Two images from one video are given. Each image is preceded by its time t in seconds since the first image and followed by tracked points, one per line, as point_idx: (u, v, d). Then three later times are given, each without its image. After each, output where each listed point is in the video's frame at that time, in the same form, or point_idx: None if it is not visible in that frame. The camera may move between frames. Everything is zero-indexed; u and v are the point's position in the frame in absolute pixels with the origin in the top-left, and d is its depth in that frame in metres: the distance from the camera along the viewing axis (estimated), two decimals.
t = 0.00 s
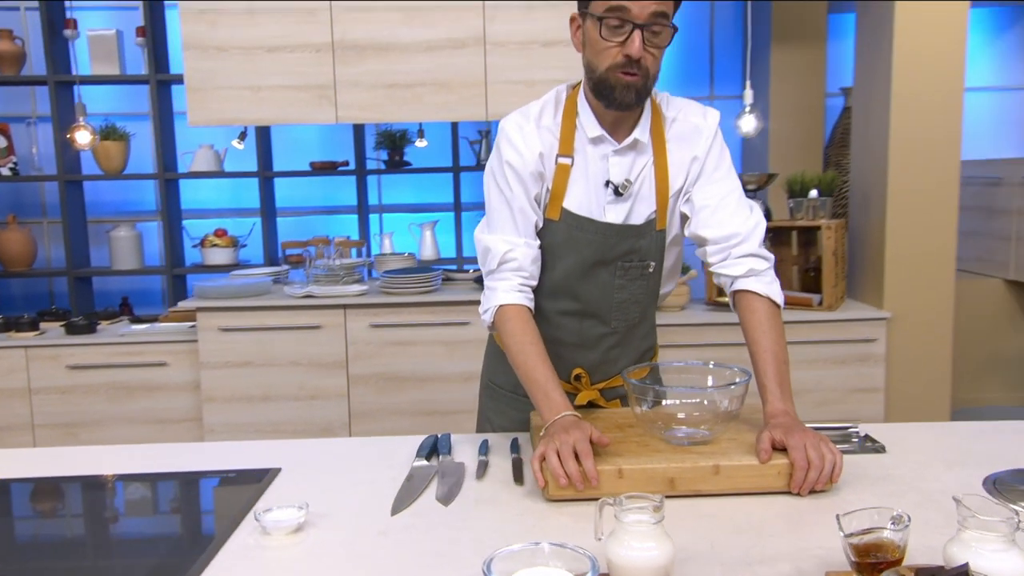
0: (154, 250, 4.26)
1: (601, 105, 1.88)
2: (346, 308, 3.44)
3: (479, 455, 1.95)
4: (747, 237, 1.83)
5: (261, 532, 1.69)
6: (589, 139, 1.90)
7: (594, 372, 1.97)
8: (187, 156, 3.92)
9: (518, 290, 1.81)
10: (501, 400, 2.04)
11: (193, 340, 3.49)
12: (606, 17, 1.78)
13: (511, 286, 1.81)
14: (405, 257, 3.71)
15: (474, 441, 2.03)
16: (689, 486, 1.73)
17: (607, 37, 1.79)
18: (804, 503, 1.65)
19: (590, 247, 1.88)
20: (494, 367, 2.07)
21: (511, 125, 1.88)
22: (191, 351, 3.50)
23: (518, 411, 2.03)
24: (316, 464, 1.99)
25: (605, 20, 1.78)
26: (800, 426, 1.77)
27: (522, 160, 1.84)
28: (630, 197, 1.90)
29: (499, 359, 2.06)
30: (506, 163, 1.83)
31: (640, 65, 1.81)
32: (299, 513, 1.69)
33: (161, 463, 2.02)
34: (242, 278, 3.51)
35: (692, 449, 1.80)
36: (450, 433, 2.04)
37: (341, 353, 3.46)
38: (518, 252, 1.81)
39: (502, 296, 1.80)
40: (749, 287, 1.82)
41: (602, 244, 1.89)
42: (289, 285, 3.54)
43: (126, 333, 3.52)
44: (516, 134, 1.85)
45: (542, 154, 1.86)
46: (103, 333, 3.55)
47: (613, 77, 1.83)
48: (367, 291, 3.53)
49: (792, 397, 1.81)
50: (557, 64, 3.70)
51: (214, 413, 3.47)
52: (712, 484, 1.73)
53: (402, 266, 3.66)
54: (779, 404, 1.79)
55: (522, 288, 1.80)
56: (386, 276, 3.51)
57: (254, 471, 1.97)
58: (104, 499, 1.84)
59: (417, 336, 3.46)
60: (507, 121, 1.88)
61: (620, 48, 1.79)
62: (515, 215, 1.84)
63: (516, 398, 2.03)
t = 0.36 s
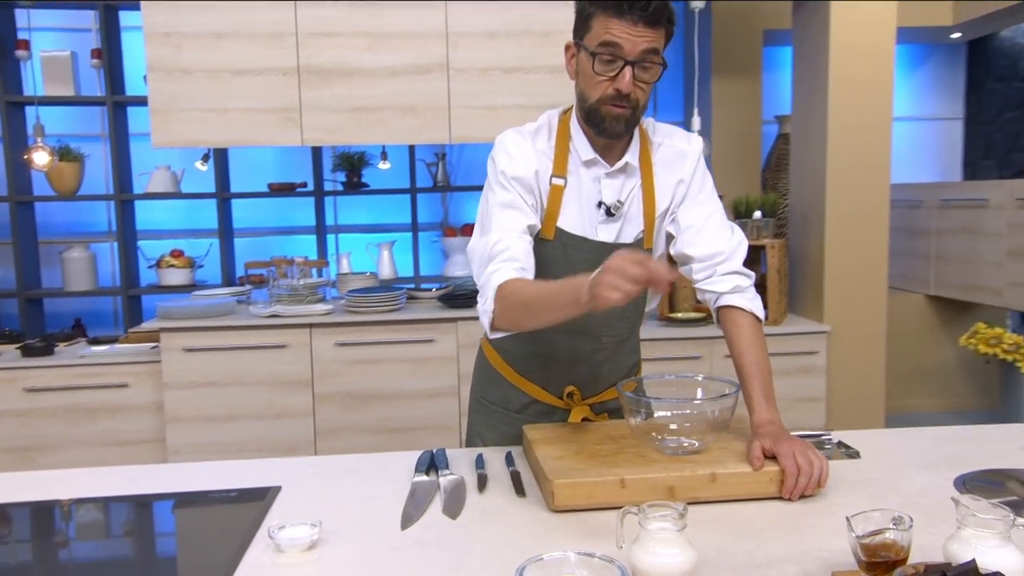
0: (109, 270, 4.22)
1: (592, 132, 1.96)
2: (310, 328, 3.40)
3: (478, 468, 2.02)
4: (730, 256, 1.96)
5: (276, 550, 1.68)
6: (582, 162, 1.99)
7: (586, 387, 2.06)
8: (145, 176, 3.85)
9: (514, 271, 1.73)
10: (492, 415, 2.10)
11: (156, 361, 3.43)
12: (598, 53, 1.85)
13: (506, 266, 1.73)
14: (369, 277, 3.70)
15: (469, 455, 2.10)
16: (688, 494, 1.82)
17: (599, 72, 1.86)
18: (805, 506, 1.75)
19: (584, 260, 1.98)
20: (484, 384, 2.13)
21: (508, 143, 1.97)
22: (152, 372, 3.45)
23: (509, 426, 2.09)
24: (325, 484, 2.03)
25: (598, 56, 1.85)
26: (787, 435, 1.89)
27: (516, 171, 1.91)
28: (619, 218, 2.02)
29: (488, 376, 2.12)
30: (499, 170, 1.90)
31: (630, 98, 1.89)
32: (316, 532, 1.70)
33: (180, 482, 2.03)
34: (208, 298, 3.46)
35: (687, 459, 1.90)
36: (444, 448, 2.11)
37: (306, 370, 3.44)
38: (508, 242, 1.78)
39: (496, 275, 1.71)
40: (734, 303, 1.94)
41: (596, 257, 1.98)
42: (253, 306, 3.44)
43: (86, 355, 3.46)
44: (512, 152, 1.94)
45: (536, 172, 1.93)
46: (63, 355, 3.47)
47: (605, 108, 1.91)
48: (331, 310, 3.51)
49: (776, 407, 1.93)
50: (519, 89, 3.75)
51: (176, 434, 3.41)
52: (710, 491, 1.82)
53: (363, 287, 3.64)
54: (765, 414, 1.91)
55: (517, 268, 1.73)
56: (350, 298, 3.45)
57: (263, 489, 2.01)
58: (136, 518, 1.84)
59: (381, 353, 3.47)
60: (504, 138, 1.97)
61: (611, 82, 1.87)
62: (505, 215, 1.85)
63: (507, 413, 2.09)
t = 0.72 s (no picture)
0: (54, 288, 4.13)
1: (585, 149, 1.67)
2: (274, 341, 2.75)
3: (467, 476, 2.05)
4: (713, 269, 1.82)
5: (274, 562, 1.24)
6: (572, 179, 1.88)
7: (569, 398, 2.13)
8: (98, 189, 2.95)
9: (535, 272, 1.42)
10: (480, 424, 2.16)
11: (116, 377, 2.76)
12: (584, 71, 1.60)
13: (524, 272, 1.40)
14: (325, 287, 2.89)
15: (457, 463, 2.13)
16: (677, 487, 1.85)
17: (590, 90, 1.60)
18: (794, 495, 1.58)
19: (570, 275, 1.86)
20: (474, 394, 2.19)
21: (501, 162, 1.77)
22: (114, 387, 2.77)
23: (494, 436, 2.15)
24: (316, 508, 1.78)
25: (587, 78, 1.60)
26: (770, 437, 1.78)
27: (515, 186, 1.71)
28: (609, 234, 1.91)
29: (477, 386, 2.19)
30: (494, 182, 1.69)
31: (622, 115, 1.63)
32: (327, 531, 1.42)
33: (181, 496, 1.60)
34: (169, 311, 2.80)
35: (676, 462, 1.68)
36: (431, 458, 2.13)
37: (269, 385, 2.75)
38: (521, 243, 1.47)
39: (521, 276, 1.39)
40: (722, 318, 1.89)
41: (580, 272, 1.86)
42: (212, 317, 2.83)
43: (42, 372, 2.74)
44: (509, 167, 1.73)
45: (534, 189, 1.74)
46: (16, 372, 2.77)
47: (596, 123, 1.63)
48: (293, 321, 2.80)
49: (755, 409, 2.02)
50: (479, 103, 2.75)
51: (135, 452, 2.73)
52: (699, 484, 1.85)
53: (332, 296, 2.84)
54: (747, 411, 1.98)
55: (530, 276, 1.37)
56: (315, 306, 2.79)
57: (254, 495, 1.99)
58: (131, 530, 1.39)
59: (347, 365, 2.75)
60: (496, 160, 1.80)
61: (601, 101, 1.61)
62: (515, 222, 1.64)
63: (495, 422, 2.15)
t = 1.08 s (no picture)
0: None
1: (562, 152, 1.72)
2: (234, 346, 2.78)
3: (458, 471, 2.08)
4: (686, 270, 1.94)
5: (274, 564, 1.14)
6: (552, 183, 1.86)
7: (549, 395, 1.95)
8: (45, 196, 2.97)
9: (494, 242, 1.43)
10: (461, 420, 1.98)
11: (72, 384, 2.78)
12: (570, 78, 1.63)
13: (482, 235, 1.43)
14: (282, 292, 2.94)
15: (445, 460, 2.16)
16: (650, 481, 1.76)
17: (571, 98, 1.63)
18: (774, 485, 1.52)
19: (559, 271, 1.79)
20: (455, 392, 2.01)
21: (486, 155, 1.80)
22: (69, 396, 2.78)
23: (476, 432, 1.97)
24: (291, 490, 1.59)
25: (571, 87, 1.63)
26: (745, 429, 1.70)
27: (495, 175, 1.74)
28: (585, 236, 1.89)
29: (458, 383, 2.01)
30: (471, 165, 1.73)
31: (600, 126, 1.66)
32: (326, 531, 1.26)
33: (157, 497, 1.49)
34: (123, 319, 2.82)
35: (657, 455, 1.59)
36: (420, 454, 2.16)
37: (230, 391, 2.78)
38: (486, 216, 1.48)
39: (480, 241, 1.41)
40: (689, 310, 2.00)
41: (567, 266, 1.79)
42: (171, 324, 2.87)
43: None
44: (491, 158, 1.76)
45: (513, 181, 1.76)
46: None
47: (574, 129, 1.67)
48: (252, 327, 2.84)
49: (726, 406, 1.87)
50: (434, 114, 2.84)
51: (90, 460, 2.72)
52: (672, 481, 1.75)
53: (288, 301, 2.89)
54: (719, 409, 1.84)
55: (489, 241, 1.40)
56: (273, 312, 2.85)
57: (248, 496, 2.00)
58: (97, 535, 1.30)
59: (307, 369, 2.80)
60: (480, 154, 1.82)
61: (581, 110, 1.64)
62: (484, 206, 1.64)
63: (473, 418, 1.96)
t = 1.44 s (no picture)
0: None
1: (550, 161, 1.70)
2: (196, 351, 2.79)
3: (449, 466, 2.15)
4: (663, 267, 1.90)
5: (278, 564, 1.14)
6: (541, 189, 1.80)
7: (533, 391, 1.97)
8: None
9: (489, 258, 1.48)
10: (442, 418, 1.99)
11: (30, 391, 2.73)
12: (558, 91, 1.60)
13: (475, 252, 1.49)
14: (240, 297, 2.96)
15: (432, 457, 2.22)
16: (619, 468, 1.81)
17: (561, 112, 1.61)
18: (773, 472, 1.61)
19: (538, 280, 1.80)
20: (437, 390, 2.02)
21: (476, 160, 1.75)
22: (26, 404, 2.74)
23: (462, 430, 1.98)
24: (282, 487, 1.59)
25: (559, 100, 1.60)
26: (721, 422, 1.77)
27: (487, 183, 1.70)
28: (574, 240, 1.85)
29: (440, 381, 2.02)
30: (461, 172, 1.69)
31: (589, 136, 1.64)
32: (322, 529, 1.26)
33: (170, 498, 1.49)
34: (81, 323, 2.79)
35: (638, 448, 1.65)
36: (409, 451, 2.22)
37: (194, 395, 2.79)
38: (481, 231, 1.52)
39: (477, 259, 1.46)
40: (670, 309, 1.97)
41: (547, 278, 1.80)
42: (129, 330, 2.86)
43: None
44: (480, 164, 1.71)
45: (505, 189, 1.72)
46: None
47: (563, 141, 1.65)
48: (214, 332, 2.86)
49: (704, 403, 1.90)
50: (398, 122, 2.92)
51: (49, 468, 2.68)
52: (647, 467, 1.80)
53: (247, 307, 2.92)
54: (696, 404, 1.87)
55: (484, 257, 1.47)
56: (235, 316, 2.87)
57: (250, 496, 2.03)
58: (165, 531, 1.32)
59: (271, 372, 2.83)
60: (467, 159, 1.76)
61: (570, 123, 1.62)
62: (481, 217, 1.60)
63: (454, 417, 1.98)
